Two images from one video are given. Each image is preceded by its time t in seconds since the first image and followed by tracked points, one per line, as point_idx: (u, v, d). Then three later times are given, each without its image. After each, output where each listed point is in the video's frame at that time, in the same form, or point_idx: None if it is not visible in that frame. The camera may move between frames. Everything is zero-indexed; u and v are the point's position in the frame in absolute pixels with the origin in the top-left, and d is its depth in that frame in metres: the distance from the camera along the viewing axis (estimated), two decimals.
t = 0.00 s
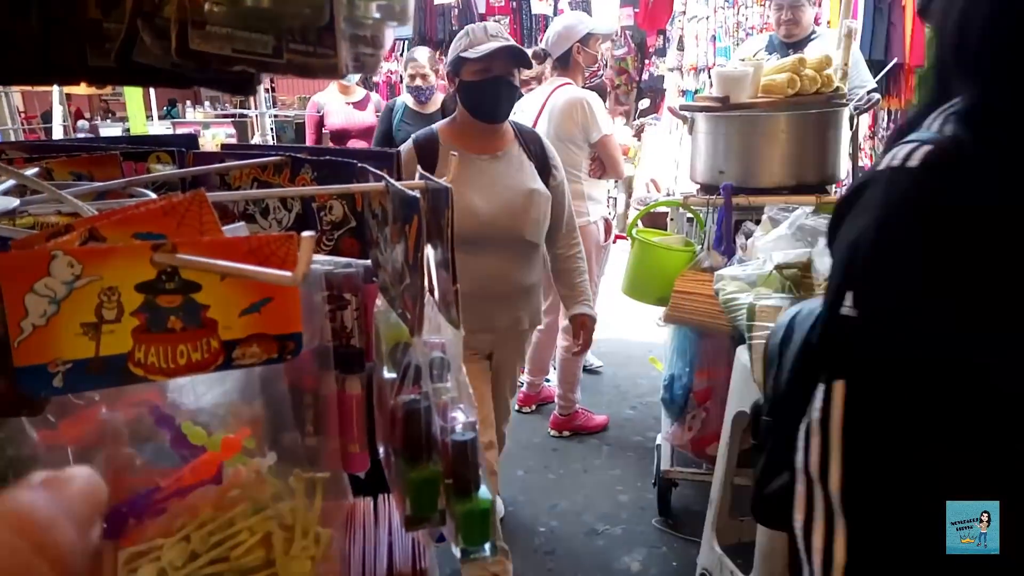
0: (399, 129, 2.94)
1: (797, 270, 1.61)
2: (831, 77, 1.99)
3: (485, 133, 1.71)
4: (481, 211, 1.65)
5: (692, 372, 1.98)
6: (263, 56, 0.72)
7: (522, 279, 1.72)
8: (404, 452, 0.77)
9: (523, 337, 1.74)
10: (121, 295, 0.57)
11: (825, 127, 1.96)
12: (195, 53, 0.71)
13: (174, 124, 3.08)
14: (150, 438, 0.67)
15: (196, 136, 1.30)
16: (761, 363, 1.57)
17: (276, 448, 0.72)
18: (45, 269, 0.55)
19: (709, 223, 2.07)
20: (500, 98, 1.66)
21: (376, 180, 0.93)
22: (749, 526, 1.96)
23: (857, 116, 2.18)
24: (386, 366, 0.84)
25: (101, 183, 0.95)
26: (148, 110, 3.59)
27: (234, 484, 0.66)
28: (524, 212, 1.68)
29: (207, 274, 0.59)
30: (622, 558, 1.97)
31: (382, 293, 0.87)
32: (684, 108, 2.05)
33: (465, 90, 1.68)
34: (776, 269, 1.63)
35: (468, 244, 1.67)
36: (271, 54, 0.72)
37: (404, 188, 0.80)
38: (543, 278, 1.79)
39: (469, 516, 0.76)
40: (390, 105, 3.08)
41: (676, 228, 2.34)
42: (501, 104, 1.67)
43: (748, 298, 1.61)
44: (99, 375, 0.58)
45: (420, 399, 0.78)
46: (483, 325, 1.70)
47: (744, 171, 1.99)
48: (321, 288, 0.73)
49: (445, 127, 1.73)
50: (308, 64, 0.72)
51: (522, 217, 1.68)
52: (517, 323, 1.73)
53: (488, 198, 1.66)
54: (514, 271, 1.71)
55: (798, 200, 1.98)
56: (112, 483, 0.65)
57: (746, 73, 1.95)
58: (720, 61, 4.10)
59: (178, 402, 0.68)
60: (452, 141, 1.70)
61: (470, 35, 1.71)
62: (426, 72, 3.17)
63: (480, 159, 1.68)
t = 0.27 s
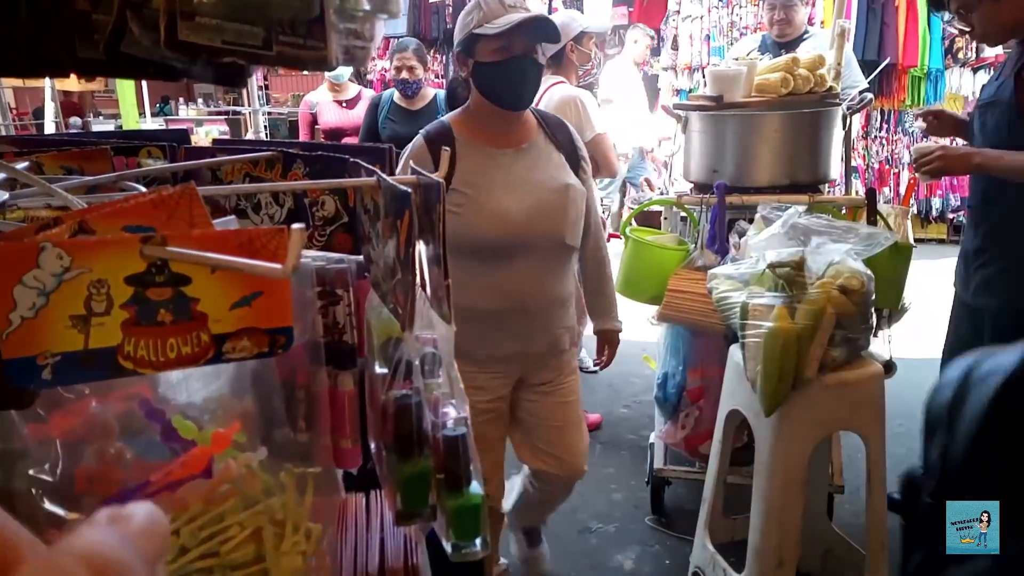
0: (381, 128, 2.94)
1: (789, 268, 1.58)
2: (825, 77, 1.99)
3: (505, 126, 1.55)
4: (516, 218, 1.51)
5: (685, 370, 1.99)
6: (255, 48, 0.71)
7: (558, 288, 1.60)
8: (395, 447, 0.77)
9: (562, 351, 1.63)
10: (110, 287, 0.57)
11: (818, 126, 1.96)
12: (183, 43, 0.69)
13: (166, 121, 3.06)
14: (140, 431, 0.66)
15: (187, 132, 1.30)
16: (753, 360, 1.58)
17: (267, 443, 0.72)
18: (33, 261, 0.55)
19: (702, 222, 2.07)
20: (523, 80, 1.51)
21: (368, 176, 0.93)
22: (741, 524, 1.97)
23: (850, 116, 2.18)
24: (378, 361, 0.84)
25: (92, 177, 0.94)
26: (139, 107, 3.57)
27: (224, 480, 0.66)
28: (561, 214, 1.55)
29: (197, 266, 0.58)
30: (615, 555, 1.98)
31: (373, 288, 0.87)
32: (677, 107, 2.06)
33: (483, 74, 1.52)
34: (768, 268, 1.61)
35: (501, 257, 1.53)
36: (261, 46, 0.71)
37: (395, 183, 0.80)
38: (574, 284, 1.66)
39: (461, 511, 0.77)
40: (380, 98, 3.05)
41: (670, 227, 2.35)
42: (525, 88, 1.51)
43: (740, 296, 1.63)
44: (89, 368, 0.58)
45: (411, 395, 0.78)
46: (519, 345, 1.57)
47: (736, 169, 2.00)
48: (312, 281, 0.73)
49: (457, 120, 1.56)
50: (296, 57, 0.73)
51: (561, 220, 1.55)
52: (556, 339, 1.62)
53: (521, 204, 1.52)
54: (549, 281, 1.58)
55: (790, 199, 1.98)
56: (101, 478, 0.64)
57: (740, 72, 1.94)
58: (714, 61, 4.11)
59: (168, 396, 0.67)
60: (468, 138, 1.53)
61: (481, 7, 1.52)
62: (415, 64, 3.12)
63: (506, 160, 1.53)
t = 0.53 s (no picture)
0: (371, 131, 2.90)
1: (794, 268, 1.58)
2: (829, 78, 1.99)
3: (582, 154, 1.36)
4: (600, 260, 1.29)
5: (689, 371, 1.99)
6: (266, 52, 0.72)
7: (637, 341, 1.37)
8: (402, 448, 0.77)
9: (641, 413, 1.41)
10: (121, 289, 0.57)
11: (822, 127, 1.97)
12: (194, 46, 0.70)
13: (170, 123, 3.07)
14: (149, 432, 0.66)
15: (194, 133, 1.30)
16: (756, 362, 1.58)
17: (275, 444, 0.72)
18: (45, 262, 0.55)
19: (706, 224, 2.07)
20: (611, 102, 1.33)
21: (374, 177, 0.93)
22: (745, 525, 1.97)
23: (854, 117, 2.18)
24: (384, 362, 0.84)
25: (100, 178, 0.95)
26: (144, 109, 3.57)
27: (232, 479, 0.67)
28: (649, 255, 1.34)
29: (206, 268, 0.59)
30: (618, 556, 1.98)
31: (379, 289, 0.87)
32: (681, 108, 2.06)
33: (563, 94, 1.33)
34: (772, 269, 1.60)
35: (583, 305, 1.31)
36: (271, 49, 0.72)
37: (402, 184, 0.80)
38: (652, 335, 1.44)
39: (467, 511, 0.77)
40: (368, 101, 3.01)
41: (674, 228, 2.35)
42: (611, 110, 1.33)
43: (745, 297, 1.63)
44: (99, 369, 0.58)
45: (418, 396, 0.78)
46: (596, 408, 1.36)
47: (740, 171, 2.00)
48: (321, 283, 0.74)
49: (529, 145, 1.35)
50: (307, 60, 0.73)
51: (647, 259, 1.34)
52: (634, 396, 1.40)
53: (605, 247, 1.30)
54: (628, 333, 1.36)
55: (794, 200, 1.98)
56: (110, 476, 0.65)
57: (744, 73, 1.97)
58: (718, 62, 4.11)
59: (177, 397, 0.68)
60: (545, 167, 1.32)
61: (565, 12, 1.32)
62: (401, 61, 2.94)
63: (586, 193, 1.32)
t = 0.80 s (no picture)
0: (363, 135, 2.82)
1: (790, 270, 1.59)
2: (825, 80, 1.97)
3: (681, 144, 1.14)
4: (711, 269, 1.07)
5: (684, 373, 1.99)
6: (266, 53, 0.72)
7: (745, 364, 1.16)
8: (401, 450, 0.78)
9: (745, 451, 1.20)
10: (120, 291, 0.57)
11: (817, 129, 1.96)
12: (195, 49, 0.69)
13: (166, 124, 3.06)
14: (148, 436, 0.67)
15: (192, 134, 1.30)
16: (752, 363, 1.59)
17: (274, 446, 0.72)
18: (45, 265, 0.55)
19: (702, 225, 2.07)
20: (718, 83, 1.13)
21: (373, 179, 0.93)
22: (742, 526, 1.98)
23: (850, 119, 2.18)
24: (383, 364, 0.85)
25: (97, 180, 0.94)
26: (139, 110, 3.57)
27: (232, 482, 0.66)
28: (761, 259, 1.12)
29: (205, 270, 0.59)
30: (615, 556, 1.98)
31: (378, 291, 0.87)
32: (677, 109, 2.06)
33: (662, 75, 1.11)
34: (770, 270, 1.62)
35: (681, 316, 1.08)
36: (272, 51, 0.72)
37: (402, 187, 0.80)
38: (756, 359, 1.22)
39: (466, 515, 0.76)
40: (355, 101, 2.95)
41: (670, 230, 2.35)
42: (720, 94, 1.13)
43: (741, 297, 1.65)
44: (99, 372, 0.58)
45: (417, 398, 0.78)
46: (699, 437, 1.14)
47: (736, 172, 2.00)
48: (320, 286, 0.74)
49: (621, 133, 1.12)
50: (308, 61, 0.74)
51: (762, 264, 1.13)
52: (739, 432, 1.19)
53: (711, 254, 1.08)
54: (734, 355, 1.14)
55: (790, 201, 1.98)
56: (111, 479, 0.65)
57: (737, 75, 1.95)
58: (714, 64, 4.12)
59: (176, 400, 0.67)
60: (640, 158, 1.10)
61: None
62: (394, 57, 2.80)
63: (699, 189, 1.10)
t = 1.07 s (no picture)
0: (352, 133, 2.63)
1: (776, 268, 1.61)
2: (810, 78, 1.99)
3: (808, 175, 0.88)
4: (860, 348, 0.81)
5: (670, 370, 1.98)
6: (249, 45, 0.70)
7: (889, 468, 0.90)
8: (388, 448, 0.77)
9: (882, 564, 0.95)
10: (99, 288, 0.56)
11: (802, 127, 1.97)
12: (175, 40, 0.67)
13: (147, 120, 3.02)
14: (129, 435, 0.65)
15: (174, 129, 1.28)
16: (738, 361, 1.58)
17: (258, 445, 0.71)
18: (21, 261, 0.54)
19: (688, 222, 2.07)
20: (865, 103, 0.85)
21: (359, 174, 0.92)
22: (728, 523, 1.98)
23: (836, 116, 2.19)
24: (369, 362, 0.84)
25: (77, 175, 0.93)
26: (120, 105, 3.52)
27: (215, 482, 0.65)
28: (919, 324, 0.86)
29: (187, 267, 0.57)
30: (602, 555, 1.98)
31: (363, 288, 0.86)
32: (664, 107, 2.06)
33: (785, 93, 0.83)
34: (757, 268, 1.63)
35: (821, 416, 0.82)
36: (255, 43, 0.70)
37: (388, 182, 0.79)
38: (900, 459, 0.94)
39: (453, 514, 0.75)
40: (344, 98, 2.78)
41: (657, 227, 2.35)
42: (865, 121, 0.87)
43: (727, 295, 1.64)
44: (78, 371, 0.57)
45: (404, 397, 0.78)
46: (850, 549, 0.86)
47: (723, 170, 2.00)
48: (306, 282, 0.73)
49: (723, 162, 0.85)
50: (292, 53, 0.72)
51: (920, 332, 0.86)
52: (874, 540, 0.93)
53: (865, 326, 0.82)
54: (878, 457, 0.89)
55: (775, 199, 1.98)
56: (91, 480, 0.63)
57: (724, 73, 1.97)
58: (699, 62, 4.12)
59: (157, 399, 0.66)
60: (758, 198, 0.83)
61: None
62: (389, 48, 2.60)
63: (836, 228, 0.85)
